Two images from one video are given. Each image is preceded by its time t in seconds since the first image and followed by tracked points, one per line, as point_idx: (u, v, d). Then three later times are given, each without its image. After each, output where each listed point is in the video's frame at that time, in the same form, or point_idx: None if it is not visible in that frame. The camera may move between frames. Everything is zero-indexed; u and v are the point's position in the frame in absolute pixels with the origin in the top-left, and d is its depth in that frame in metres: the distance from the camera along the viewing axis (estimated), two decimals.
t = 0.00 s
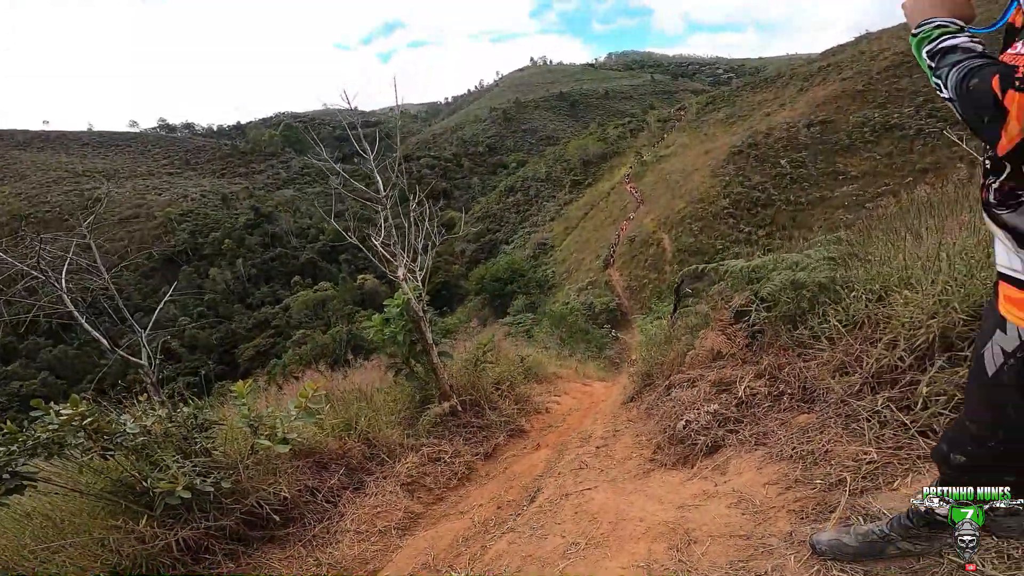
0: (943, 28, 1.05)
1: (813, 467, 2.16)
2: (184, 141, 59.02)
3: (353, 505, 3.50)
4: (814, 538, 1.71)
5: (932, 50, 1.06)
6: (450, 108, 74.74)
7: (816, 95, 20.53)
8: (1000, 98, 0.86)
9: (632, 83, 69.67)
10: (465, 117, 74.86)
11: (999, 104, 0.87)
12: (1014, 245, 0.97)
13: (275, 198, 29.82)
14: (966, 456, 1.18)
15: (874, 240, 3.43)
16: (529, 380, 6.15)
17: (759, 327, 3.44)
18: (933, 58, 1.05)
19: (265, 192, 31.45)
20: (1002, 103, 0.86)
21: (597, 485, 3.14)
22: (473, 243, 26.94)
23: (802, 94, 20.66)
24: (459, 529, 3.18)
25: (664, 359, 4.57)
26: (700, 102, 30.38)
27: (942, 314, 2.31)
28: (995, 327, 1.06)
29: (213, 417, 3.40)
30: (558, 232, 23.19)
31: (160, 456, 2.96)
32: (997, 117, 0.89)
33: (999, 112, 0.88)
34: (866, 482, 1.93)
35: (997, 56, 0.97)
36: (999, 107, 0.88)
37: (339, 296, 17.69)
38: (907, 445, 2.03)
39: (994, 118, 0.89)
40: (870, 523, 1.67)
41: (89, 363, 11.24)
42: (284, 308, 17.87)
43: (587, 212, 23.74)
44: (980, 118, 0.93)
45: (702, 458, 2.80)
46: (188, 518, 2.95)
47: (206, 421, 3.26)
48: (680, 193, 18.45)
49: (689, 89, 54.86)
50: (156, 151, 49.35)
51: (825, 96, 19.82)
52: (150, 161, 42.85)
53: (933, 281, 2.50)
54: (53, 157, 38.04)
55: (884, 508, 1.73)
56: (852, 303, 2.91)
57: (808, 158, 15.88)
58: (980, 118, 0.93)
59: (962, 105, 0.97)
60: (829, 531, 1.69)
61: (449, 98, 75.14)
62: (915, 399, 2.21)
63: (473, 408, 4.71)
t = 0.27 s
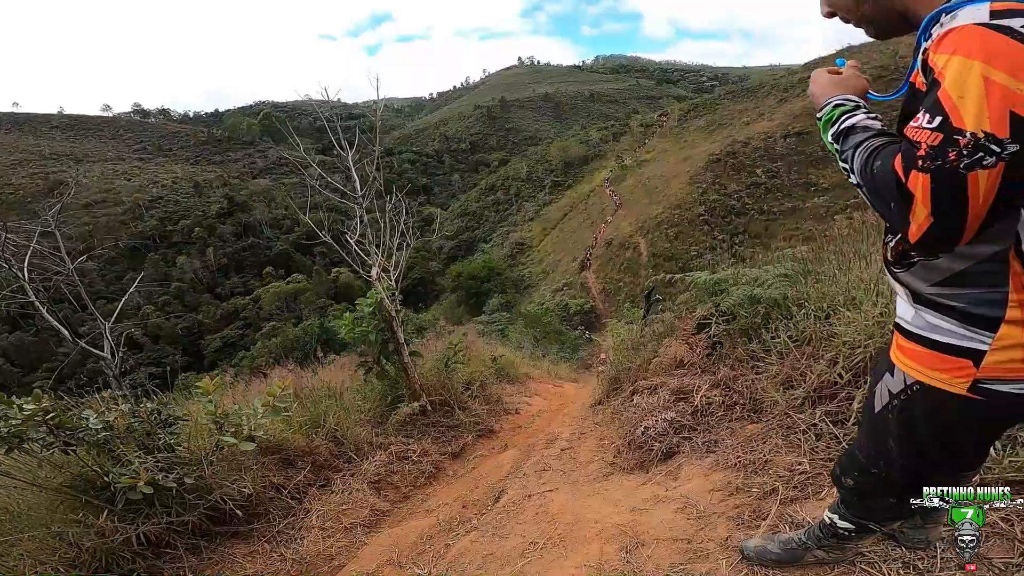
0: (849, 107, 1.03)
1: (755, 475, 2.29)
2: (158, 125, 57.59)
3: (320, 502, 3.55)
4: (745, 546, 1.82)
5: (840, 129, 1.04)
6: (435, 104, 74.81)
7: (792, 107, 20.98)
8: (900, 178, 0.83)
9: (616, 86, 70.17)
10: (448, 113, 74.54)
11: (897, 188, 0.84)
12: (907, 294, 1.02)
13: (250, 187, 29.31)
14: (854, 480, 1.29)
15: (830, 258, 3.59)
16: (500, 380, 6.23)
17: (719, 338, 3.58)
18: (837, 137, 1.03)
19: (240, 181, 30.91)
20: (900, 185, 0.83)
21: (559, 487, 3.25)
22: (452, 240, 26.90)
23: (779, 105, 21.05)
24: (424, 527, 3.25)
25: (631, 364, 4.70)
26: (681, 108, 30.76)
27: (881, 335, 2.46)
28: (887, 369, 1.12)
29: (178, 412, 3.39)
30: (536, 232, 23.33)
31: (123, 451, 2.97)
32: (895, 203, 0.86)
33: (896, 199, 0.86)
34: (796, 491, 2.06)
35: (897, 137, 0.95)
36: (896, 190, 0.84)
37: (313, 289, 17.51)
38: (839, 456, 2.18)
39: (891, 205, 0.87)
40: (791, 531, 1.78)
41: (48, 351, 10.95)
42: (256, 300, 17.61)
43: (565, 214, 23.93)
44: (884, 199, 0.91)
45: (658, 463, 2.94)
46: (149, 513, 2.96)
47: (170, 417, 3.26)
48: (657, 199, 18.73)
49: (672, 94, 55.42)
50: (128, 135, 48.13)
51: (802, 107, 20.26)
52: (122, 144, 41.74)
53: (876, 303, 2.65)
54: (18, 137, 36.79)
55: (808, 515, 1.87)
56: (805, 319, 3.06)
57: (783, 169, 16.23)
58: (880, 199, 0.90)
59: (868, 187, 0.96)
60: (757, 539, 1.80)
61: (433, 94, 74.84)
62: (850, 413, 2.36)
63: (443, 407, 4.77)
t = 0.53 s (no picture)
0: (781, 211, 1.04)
1: (715, 476, 2.39)
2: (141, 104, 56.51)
3: (294, 491, 3.58)
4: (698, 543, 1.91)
5: (775, 224, 1.06)
6: (428, 97, 74.72)
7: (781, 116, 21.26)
8: (853, 255, 0.81)
9: (609, 87, 70.41)
10: (439, 106, 74.29)
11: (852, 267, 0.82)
12: (841, 328, 1.10)
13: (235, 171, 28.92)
14: (788, 492, 1.39)
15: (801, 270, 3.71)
16: (480, 376, 6.29)
17: (691, 343, 3.68)
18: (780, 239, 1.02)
19: (225, 165, 30.52)
20: (858, 261, 0.81)
21: (531, 483, 3.32)
22: (438, 234, 26.85)
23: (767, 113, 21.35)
24: (398, 519, 3.30)
25: (607, 364, 4.79)
26: (672, 112, 30.97)
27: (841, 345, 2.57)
28: (817, 395, 1.21)
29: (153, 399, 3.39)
30: (522, 229, 23.40)
31: (95, 437, 2.97)
32: (862, 284, 0.82)
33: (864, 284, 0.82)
34: (751, 493, 2.16)
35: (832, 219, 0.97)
36: (853, 269, 0.82)
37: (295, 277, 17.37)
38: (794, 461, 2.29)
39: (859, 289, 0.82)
40: (742, 530, 1.88)
41: (18, 331, 10.75)
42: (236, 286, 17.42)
43: (552, 212, 24.05)
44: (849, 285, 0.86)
45: (627, 462, 3.03)
46: (120, 499, 2.97)
47: (145, 403, 3.26)
48: (644, 201, 18.89)
49: (664, 97, 55.70)
50: (112, 114, 47.33)
51: (790, 117, 20.52)
52: (104, 123, 40.97)
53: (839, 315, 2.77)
54: None
55: (759, 515, 1.98)
56: (773, 328, 3.17)
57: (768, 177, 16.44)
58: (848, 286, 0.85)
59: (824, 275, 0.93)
60: (710, 536, 1.89)
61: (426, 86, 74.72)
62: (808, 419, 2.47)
63: (421, 401, 4.81)
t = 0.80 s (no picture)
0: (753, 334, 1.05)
1: (701, 478, 2.43)
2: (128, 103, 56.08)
3: (281, 493, 3.57)
4: (684, 545, 1.95)
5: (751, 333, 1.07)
6: (420, 100, 74.75)
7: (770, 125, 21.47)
8: (845, 305, 0.82)
9: (601, 93, 70.67)
10: (432, 109, 74.24)
11: (849, 320, 0.82)
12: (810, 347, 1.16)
13: (224, 171, 28.69)
14: (767, 497, 1.44)
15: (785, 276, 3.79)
16: (469, 380, 6.30)
17: (678, 348, 3.73)
18: (770, 353, 1.01)
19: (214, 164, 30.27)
20: (856, 311, 0.81)
21: (519, 486, 3.34)
22: (428, 237, 26.81)
23: (757, 122, 21.56)
24: (386, 521, 3.30)
25: (595, 368, 4.83)
26: (663, 119, 31.19)
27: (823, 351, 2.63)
28: (792, 406, 1.27)
29: (139, 399, 3.37)
30: (512, 233, 23.44)
31: (79, 436, 2.95)
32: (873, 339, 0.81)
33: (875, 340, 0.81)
34: (734, 494, 2.20)
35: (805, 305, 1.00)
36: (855, 324, 0.82)
37: (283, 278, 17.26)
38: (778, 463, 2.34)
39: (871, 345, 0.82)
40: (726, 532, 1.92)
41: None
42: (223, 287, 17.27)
43: (542, 217, 24.12)
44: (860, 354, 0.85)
45: (615, 465, 3.07)
46: (104, 500, 2.96)
47: (130, 404, 3.23)
48: (633, 207, 19.02)
49: (655, 104, 56.02)
50: (99, 111, 46.80)
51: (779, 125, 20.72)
52: (91, 121, 40.54)
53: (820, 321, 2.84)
54: None
55: (741, 517, 2.02)
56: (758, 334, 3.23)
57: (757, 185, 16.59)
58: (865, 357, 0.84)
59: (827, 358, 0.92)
60: (695, 538, 1.93)
61: (419, 89, 74.72)
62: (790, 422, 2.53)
63: (410, 404, 4.81)
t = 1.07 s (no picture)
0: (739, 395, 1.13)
1: (691, 479, 2.47)
2: (120, 104, 55.77)
3: (274, 496, 3.58)
4: (673, 545, 1.98)
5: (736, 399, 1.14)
6: (416, 102, 74.79)
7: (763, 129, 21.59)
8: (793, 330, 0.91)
9: (596, 96, 70.93)
10: (427, 112, 74.26)
11: (798, 348, 0.91)
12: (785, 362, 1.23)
13: (217, 173, 28.59)
14: (749, 499, 1.48)
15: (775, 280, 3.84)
16: (463, 383, 6.32)
17: (669, 351, 3.77)
18: (749, 412, 1.08)
19: (207, 166, 30.16)
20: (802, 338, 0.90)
21: (512, 488, 3.36)
22: (423, 239, 26.81)
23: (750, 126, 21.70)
24: (378, 523, 3.31)
25: (588, 371, 4.86)
26: (657, 123, 31.33)
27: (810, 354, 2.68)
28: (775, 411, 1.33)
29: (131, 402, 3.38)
30: (507, 236, 23.48)
31: (72, 438, 2.95)
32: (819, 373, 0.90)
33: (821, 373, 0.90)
34: (723, 495, 2.24)
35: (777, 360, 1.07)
36: (801, 356, 0.91)
37: (276, 281, 17.22)
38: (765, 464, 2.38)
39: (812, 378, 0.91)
40: (715, 531, 1.94)
41: None
42: (215, 289, 17.19)
43: (537, 220, 24.18)
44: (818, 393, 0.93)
45: (607, 467, 3.10)
46: (97, 501, 2.96)
47: (123, 407, 3.23)
48: (628, 211, 19.09)
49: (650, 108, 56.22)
50: (92, 113, 46.58)
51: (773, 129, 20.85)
52: (83, 123, 40.32)
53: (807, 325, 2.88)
54: None
55: (730, 517, 2.05)
56: (747, 338, 3.27)
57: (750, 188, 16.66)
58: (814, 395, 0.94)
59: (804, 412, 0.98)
60: (682, 538, 1.96)
61: (414, 92, 74.76)
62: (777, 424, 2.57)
63: (403, 407, 4.81)
